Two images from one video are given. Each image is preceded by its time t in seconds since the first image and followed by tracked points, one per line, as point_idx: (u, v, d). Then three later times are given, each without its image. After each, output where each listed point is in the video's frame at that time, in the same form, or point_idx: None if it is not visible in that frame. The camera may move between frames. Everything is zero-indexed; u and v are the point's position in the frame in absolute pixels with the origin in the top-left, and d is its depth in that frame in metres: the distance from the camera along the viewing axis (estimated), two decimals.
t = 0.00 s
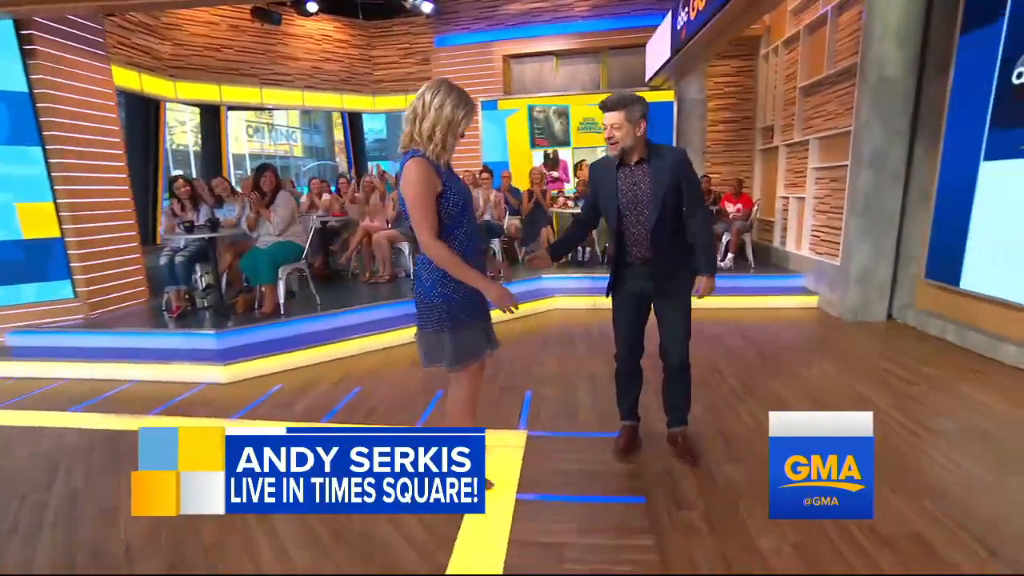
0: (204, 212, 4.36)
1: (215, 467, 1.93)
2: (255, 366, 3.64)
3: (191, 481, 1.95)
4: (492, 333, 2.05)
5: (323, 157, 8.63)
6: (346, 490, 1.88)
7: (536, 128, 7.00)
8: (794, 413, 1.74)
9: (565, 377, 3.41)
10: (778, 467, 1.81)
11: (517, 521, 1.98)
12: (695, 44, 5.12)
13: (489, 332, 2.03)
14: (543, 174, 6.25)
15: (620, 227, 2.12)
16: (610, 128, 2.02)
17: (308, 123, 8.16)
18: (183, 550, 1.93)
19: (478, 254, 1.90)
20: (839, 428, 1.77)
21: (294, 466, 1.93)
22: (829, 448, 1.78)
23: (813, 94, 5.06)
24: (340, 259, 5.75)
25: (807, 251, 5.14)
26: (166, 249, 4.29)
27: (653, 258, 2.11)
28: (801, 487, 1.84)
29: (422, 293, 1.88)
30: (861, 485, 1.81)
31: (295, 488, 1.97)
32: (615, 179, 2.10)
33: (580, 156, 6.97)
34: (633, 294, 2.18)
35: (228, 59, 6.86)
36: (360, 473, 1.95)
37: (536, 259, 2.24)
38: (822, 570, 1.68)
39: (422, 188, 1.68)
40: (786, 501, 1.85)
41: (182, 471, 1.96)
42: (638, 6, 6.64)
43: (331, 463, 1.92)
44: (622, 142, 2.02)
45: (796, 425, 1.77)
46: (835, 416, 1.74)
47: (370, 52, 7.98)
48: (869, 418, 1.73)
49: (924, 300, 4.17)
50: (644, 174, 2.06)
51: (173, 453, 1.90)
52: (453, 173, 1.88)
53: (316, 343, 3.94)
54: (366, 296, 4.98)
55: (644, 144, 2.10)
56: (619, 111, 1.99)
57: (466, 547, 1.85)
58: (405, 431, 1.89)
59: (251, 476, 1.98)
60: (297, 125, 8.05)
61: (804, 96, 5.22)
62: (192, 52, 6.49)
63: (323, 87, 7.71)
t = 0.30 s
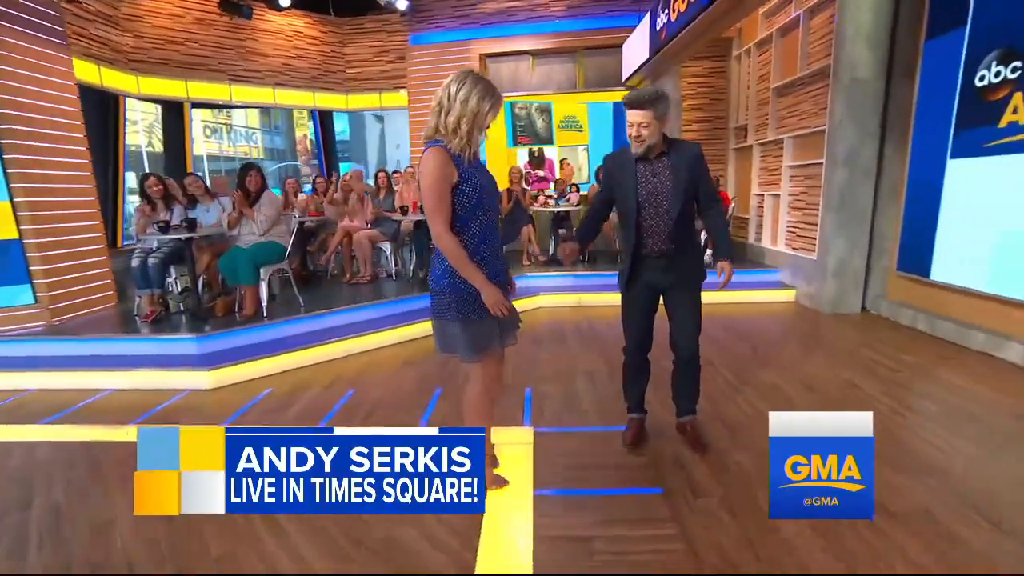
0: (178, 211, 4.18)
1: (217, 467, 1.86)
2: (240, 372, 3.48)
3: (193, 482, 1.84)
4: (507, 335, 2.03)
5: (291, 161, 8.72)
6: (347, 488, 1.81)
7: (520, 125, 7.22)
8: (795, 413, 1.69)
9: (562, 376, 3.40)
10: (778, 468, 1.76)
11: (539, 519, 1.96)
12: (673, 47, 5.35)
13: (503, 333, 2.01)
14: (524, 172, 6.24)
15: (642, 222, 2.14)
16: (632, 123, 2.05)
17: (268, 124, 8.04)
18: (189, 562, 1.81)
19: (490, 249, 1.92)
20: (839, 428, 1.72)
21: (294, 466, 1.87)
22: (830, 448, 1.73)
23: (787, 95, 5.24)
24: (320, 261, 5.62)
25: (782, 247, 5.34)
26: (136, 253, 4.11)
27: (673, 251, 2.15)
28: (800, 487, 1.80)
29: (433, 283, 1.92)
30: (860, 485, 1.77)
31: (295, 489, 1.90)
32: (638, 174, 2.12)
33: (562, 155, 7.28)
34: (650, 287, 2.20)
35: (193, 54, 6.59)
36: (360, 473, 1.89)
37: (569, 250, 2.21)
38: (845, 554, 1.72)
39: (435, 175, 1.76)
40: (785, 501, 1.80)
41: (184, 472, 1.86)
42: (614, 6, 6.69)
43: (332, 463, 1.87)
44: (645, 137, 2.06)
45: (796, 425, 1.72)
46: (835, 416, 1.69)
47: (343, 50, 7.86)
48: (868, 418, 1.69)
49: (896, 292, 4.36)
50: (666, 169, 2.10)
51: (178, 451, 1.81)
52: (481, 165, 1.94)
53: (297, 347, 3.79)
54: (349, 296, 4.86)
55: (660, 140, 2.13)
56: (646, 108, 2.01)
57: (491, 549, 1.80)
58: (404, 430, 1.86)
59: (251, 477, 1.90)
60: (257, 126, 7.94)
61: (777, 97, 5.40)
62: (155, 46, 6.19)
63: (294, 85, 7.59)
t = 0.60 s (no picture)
0: (157, 214, 4.05)
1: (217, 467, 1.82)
2: (232, 376, 3.43)
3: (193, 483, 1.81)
4: (488, 334, 2.28)
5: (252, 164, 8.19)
6: (347, 488, 1.77)
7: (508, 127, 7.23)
8: (795, 412, 1.67)
9: (559, 375, 3.42)
10: (778, 468, 1.74)
11: (546, 519, 1.93)
12: (652, 51, 5.55)
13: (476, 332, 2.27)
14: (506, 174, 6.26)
15: (663, 214, 2.27)
16: (666, 118, 2.18)
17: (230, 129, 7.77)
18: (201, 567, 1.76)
19: (470, 250, 2.22)
20: (839, 427, 1.70)
21: (294, 466, 1.85)
22: (830, 448, 1.72)
23: (761, 99, 5.44)
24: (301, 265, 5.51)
25: (758, 246, 5.54)
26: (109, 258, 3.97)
27: (687, 247, 2.29)
28: (800, 487, 1.78)
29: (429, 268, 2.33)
30: (860, 485, 1.75)
31: (295, 489, 1.88)
32: (662, 169, 2.27)
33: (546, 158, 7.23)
34: (661, 281, 2.33)
35: (164, 53, 6.42)
36: (359, 473, 1.86)
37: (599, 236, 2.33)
38: (850, 546, 1.74)
39: (427, 173, 2.18)
40: (786, 501, 1.79)
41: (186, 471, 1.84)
42: (592, 11, 6.96)
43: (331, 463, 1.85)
44: (676, 135, 2.18)
45: (796, 426, 1.70)
46: (834, 416, 1.67)
47: (318, 51, 7.80)
48: (869, 418, 1.67)
49: (868, 287, 4.57)
50: (689, 167, 2.25)
51: (179, 451, 1.79)
52: (489, 169, 2.22)
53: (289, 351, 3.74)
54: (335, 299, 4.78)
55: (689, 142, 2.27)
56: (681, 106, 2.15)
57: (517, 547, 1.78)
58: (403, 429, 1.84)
59: (251, 477, 1.88)
60: (218, 129, 7.72)
61: (751, 101, 5.60)
62: (122, 43, 5.97)
63: (268, 86, 7.45)
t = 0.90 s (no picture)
0: (141, 215, 3.98)
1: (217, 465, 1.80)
2: (224, 379, 3.37)
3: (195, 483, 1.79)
4: (470, 326, 2.30)
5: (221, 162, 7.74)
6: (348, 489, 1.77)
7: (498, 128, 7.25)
8: (795, 412, 1.65)
9: (557, 373, 3.45)
10: (779, 468, 1.74)
11: (549, 522, 1.90)
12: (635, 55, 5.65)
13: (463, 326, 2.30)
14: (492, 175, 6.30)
15: (666, 210, 2.30)
16: (671, 110, 2.22)
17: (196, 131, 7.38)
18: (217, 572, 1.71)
19: (458, 245, 2.25)
20: (839, 427, 1.69)
21: (294, 466, 1.84)
22: (830, 448, 1.71)
23: (741, 101, 5.61)
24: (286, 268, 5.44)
25: (740, 245, 5.71)
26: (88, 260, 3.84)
27: (689, 243, 2.32)
28: (801, 486, 1.78)
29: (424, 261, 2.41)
30: (859, 485, 1.76)
31: (294, 489, 1.86)
32: (664, 164, 2.30)
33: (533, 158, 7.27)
34: (663, 278, 2.35)
35: (141, 51, 6.31)
36: (359, 473, 1.85)
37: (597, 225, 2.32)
38: (852, 541, 1.75)
39: (420, 170, 2.27)
40: (786, 500, 1.79)
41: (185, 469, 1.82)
42: (573, 15, 7.19)
43: (332, 463, 1.83)
44: (679, 127, 2.24)
45: (796, 425, 1.69)
46: (834, 416, 1.66)
47: (298, 51, 7.86)
48: (868, 418, 1.66)
49: (848, 282, 4.72)
50: (691, 163, 2.29)
51: (179, 452, 1.77)
52: (481, 166, 2.25)
53: (291, 351, 3.72)
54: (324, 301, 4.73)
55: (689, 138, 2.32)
56: (684, 99, 2.21)
57: (536, 541, 1.80)
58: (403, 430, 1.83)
59: (251, 476, 1.86)
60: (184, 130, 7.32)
61: (732, 103, 5.77)
62: (96, 40, 5.79)
63: (246, 86, 7.41)
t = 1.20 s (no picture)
0: (130, 217, 3.92)
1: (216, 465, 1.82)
2: (218, 385, 3.31)
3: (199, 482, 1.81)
4: (478, 322, 2.29)
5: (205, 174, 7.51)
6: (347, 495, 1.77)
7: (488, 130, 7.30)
8: (795, 412, 1.67)
9: (555, 372, 3.46)
10: (779, 468, 1.75)
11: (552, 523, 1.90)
12: (625, 58, 5.70)
13: (473, 319, 2.30)
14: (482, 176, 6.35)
15: (663, 210, 2.29)
16: (662, 118, 2.21)
17: (175, 134, 7.13)
18: None
19: (466, 240, 2.24)
20: (839, 427, 1.71)
21: (295, 466, 1.86)
22: (830, 448, 1.73)
23: (727, 104, 5.73)
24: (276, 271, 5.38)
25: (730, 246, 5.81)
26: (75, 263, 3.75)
27: (687, 241, 2.32)
28: (801, 487, 1.79)
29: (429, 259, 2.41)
30: (859, 485, 1.77)
31: (294, 489, 1.88)
32: (658, 164, 2.29)
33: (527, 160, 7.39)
34: (663, 277, 2.34)
35: (123, 50, 6.21)
36: (360, 474, 1.87)
37: (595, 224, 2.33)
38: (854, 536, 1.77)
39: (427, 169, 2.29)
40: (786, 500, 1.80)
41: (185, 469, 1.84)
42: (561, 18, 7.44)
43: (332, 463, 1.86)
44: (675, 132, 2.22)
45: (796, 425, 1.71)
46: (834, 417, 1.69)
47: (284, 52, 7.94)
48: (868, 419, 1.68)
49: (835, 281, 4.84)
50: (685, 163, 2.29)
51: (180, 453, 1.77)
52: (486, 163, 2.25)
53: (271, 358, 3.59)
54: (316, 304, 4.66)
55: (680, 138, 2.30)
56: (675, 101, 2.18)
57: (553, 531, 1.84)
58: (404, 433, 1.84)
59: (251, 477, 1.87)
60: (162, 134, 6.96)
61: (718, 105, 5.90)
62: (78, 38, 5.68)
63: (232, 87, 7.42)
